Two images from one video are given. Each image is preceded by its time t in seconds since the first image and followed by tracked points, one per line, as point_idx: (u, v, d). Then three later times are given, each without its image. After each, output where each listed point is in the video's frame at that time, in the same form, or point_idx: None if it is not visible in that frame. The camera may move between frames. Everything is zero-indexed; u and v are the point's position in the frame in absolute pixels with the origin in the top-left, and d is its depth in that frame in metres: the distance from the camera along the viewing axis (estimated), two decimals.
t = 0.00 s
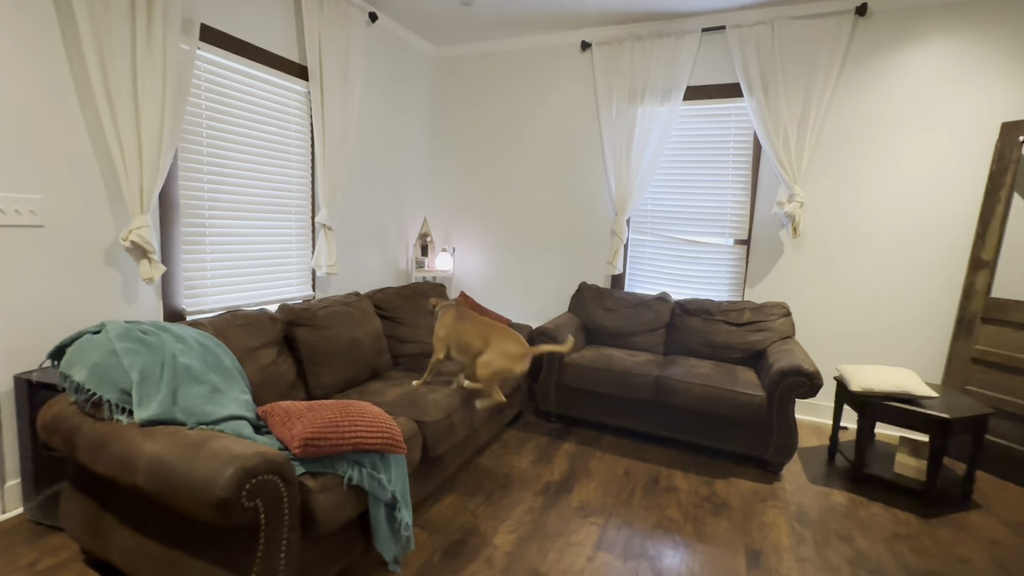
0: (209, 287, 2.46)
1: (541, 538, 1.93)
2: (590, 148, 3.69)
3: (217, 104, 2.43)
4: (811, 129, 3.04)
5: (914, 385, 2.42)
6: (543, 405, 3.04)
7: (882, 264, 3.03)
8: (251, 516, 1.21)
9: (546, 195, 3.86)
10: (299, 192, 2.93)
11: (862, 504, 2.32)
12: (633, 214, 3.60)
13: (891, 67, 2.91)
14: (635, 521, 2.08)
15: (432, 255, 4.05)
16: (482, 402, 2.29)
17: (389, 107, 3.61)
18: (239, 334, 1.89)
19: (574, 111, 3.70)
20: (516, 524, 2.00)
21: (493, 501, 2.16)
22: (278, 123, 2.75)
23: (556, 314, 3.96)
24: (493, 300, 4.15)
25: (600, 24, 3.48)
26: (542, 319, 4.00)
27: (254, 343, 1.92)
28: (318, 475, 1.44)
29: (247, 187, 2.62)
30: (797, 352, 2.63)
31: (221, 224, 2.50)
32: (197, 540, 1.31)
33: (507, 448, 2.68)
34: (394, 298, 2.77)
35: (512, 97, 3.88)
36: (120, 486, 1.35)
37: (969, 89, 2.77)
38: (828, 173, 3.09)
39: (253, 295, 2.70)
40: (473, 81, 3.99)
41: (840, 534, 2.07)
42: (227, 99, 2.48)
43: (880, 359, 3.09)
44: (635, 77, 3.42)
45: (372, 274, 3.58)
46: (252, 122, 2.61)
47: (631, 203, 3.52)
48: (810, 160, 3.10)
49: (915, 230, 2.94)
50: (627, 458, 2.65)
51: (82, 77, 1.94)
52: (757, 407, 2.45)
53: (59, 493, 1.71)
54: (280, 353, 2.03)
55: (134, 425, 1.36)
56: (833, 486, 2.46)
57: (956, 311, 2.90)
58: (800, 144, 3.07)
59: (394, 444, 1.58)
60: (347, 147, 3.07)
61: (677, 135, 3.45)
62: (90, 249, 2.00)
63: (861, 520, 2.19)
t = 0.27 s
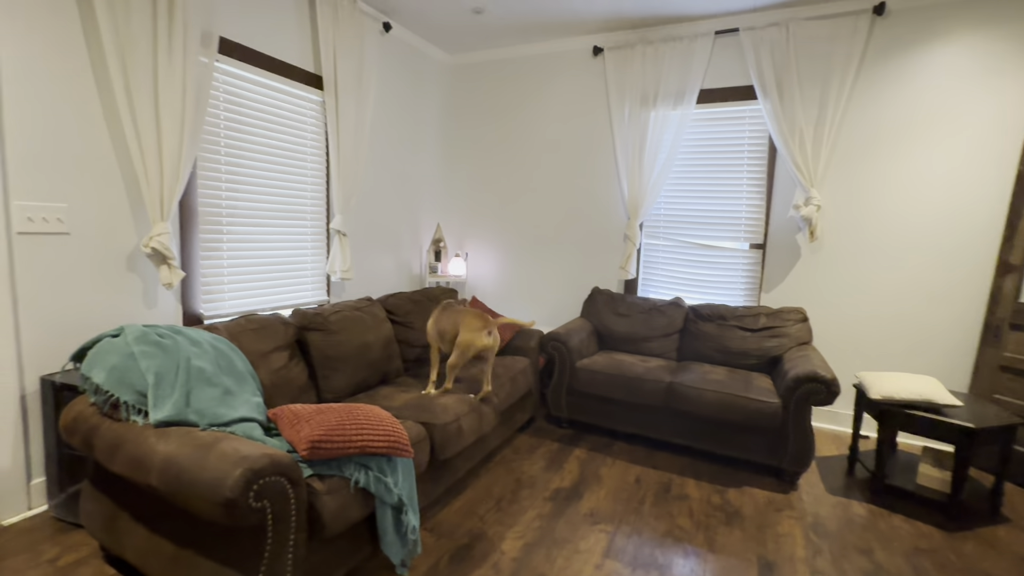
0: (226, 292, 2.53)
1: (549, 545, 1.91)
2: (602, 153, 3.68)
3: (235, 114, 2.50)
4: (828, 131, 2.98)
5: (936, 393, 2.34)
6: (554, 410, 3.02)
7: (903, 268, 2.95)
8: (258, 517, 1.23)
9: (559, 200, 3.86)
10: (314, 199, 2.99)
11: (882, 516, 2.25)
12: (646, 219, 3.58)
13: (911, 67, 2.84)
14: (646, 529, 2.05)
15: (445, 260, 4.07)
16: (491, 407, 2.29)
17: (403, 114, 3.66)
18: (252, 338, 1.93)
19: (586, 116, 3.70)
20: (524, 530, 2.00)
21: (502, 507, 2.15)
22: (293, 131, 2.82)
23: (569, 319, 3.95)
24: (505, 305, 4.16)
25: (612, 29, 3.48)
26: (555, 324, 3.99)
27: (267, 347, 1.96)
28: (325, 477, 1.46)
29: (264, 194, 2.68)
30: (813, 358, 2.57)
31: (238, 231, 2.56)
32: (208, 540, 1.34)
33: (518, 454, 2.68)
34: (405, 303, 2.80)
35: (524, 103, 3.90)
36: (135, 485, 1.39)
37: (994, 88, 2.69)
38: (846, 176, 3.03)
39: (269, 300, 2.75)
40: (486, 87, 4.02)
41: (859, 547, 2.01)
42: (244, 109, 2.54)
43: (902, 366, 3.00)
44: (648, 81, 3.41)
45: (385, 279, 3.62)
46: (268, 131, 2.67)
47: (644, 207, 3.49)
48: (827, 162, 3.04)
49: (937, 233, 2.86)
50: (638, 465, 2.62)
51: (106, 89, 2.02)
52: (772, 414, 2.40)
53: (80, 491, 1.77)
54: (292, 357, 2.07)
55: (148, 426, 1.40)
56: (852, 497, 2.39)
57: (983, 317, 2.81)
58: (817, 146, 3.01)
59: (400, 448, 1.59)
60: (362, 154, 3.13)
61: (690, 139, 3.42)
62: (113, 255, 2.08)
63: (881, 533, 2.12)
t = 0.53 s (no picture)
0: (241, 299, 2.59)
1: (555, 552, 1.92)
2: (612, 160, 3.69)
3: (251, 126, 2.58)
4: (839, 137, 2.96)
5: (952, 403, 2.29)
6: (563, 417, 3.03)
7: (918, 275, 2.89)
8: (266, 519, 1.26)
9: (569, 207, 3.88)
10: (326, 208, 3.05)
11: (897, 529, 2.20)
12: (655, 225, 3.57)
13: (924, 71, 2.81)
14: (652, 538, 2.04)
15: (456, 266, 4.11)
16: (498, 413, 2.30)
17: (414, 124, 3.72)
18: (264, 344, 1.98)
19: (596, 124, 3.72)
20: (529, 537, 2.00)
21: (509, 513, 2.16)
22: (307, 142, 2.88)
23: (578, 326, 3.95)
24: (516, 312, 4.18)
25: (621, 38, 3.50)
26: (565, 331, 4.00)
27: (278, 353, 2.00)
28: (331, 481, 1.49)
29: (278, 203, 2.75)
30: (825, 367, 2.54)
31: (253, 239, 2.63)
32: (218, 541, 1.38)
33: (526, 461, 2.68)
34: (415, 310, 2.83)
35: (534, 111, 3.93)
36: (149, 486, 1.44)
37: (1011, 91, 2.64)
38: (859, 181, 3.00)
39: (282, 306, 2.82)
40: (496, 96, 4.07)
41: (871, 560, 1.97)
42: (259, 120, 2.62)
43: (918, 375, 2.94)
44: (657, 88, 3.42)
45: (397, 286, 3.67)
46: (282, 142, 2.74)
47: (654, 214, 3.49)
48: (838, 168, 3.01)
49: (954, 239, 2.81)
50: (647, 474, 2.61)
51: (128, 104, 2.10)
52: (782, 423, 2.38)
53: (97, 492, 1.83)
54: (303, 363, 2.11)
55: (163, 429, 1.44)
56: (865, 509, 2.34)
57: (1002, 324, 2.74)
58: (828, 152, 2.99)
59: (406, 453, 1.62)
60: (374, 163, 3.19)
61: (700, 146, 3.41)
62: (133, 263, 2.15)
63: (895, 546, 2.08)
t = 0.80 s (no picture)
0: (249, 302, 2.64)
1: (555, 555, 1.93)
2: (615, 165, 3.71)
3: (259, 133, 2.63)
4: (842, 142, 2.96)
5: (955, 409, 2.29)
6: (565, 421, 3.04)
7: (923, 280, 2.89)
8: (270, 517, 1.30)
9: (573, 211, 3.91)
10: (333, 212, 3.10)
11: (900, 535, 2.19)
12: (659, 230, 3.59)
13: (927, 76, 2.81)
14: (653, 542, 2.05)
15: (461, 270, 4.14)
16: (500, 416, 2.33)
17: (420, 129, 3.77)
18: (270, 347, 2.02)
19: (600, 129, 3.75)
20: (530, 539, 2.02)
21: (510, 515, 2.19)
22: (314, 148, 2.94)
23: (582, 329, 3.97)
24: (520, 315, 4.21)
25: (624, 44, 3.53)
26: (568, 335, 4.02)
27: (284, 355, 2.05)
28: (335, 481, 1.53)
29: (286, 208, 2.80)
30: (827, 372, 2.54)
31: (261, 243, 2.68)
32: (224, 539, 1.41)
33: (528, 464, 2.70)
34: (419, 314, 2.87)
35: (538, 116, 3.97)
36: (158, 485, 1.48)
37: (1015, 96, 2.64)
38: (862, 186, 3.00)
39: (289, 309, 2.86)
40: (501, 101, 4.11)
41: (872, 567, 1.97)
42: (268, 127, 2.67)
43: (923, 381, 2.93)
44: (660, 94, 3.44)
45: (402, 290, 3.72)
46: (290, 148, 2.80)
47: (657, 219, 3.50)
48: (842, 173, 3.01)
49: (958, 243, 2.80)
50: (648, 478, 2.62)
51: (141, 112, 2.16)
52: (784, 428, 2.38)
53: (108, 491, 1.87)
54: (308, 365, 2.15)
55: (172, 429, 1.49)
56: (868, 515, 2.34)
57: (1008, 330, 2.73)
58: (831, 157, 2.99)
59: (407, 454, 1.65)
60: (380, 169, 3.23)
61: (703, 151, 3.43)
62: (145, 267, 2.21)
63: (897, 552, 2.07)
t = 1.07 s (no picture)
0: (255, 303, 2.69)
1: (553, 553, 1.96)
2: (617, 169, 3.75)
3: (267, 137, 2.69)
4: (842, 147, 2.99)
5: (953, 412, 2.30)
6: (566, 422, 3.07)
7: (923, 284, 2.90)
8: (275, 511, 1.34)
9: (575, 214, 3.95)
10: (338, 215, 3.15)
11: (897, 537, 2.21)
12: (660, 234, 3.61)
13: (926, 83, 2.83)
14: (650, 542, 2.08)
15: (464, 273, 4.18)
16: (500, 416, 2.36)
17: (424, 134, 3.83)
18: (276, 347, 2.07)
19: (602, 133, 3.79)
20: (529, 538, 2.05)
21: (510, 515, 2.22)
22: (320, 152, 2.99)
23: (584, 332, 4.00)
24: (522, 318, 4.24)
25: (626, 50, 3.57)
26: (570, 337, 4.05)
27: (290, 355, 2.09)
28: (338, 477, 1.57)
29: (292, 211, 2.85)
30: (826, 375, 2.56)
31: (268, 245, 2.73)
32: (230, 533, 1.45)
33: (529, 464, 2.73)
34: (422, 315, 2.91)
35: (542, 121, 4.02)
36: (167, 479, 1.52)
37: (1014, 103, 2.66)
38: (862, 191, 3.02)
39: (294, 310, 2.91)
40: (505, 106, 4.16)
41: (868, 568, 1.98)
42: (275, 132, 2.73)
43: (923, 385, 2.94)
44: (662, 99, 3.48)
45: (406, 292, 3.76)
46: (297, 152, 2.85)
47: (658, 223, 3.53)
48: (842, 178, 3.04)
49: (958, 248, 2.82)
50: (648, 479, 2.64)
51: (153, 117, 2.22)
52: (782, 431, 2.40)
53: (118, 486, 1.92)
54: (313, 365, 2.20)
55: (181, 425, 1.53)
56: (866, 518, 2.35)
57: (1008, 334, 2.74)
58: (831, 162, 3.02)
59: (409, 452, 1.69)
60: (384, 173, 3.28)
61: (704, 156, 3.46)
62: (154, 268, 2.26)
63: (894, 554, 2.09)
